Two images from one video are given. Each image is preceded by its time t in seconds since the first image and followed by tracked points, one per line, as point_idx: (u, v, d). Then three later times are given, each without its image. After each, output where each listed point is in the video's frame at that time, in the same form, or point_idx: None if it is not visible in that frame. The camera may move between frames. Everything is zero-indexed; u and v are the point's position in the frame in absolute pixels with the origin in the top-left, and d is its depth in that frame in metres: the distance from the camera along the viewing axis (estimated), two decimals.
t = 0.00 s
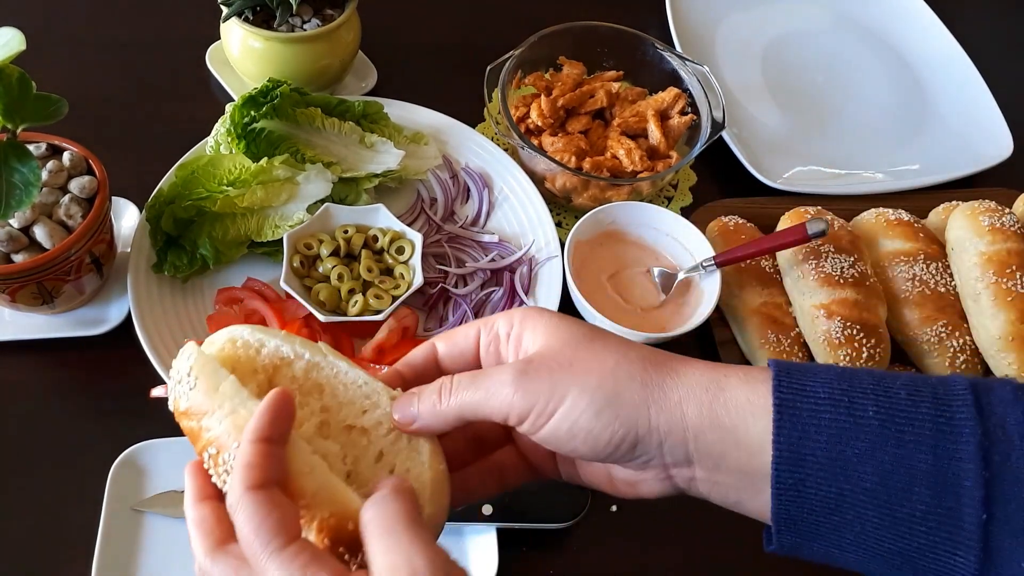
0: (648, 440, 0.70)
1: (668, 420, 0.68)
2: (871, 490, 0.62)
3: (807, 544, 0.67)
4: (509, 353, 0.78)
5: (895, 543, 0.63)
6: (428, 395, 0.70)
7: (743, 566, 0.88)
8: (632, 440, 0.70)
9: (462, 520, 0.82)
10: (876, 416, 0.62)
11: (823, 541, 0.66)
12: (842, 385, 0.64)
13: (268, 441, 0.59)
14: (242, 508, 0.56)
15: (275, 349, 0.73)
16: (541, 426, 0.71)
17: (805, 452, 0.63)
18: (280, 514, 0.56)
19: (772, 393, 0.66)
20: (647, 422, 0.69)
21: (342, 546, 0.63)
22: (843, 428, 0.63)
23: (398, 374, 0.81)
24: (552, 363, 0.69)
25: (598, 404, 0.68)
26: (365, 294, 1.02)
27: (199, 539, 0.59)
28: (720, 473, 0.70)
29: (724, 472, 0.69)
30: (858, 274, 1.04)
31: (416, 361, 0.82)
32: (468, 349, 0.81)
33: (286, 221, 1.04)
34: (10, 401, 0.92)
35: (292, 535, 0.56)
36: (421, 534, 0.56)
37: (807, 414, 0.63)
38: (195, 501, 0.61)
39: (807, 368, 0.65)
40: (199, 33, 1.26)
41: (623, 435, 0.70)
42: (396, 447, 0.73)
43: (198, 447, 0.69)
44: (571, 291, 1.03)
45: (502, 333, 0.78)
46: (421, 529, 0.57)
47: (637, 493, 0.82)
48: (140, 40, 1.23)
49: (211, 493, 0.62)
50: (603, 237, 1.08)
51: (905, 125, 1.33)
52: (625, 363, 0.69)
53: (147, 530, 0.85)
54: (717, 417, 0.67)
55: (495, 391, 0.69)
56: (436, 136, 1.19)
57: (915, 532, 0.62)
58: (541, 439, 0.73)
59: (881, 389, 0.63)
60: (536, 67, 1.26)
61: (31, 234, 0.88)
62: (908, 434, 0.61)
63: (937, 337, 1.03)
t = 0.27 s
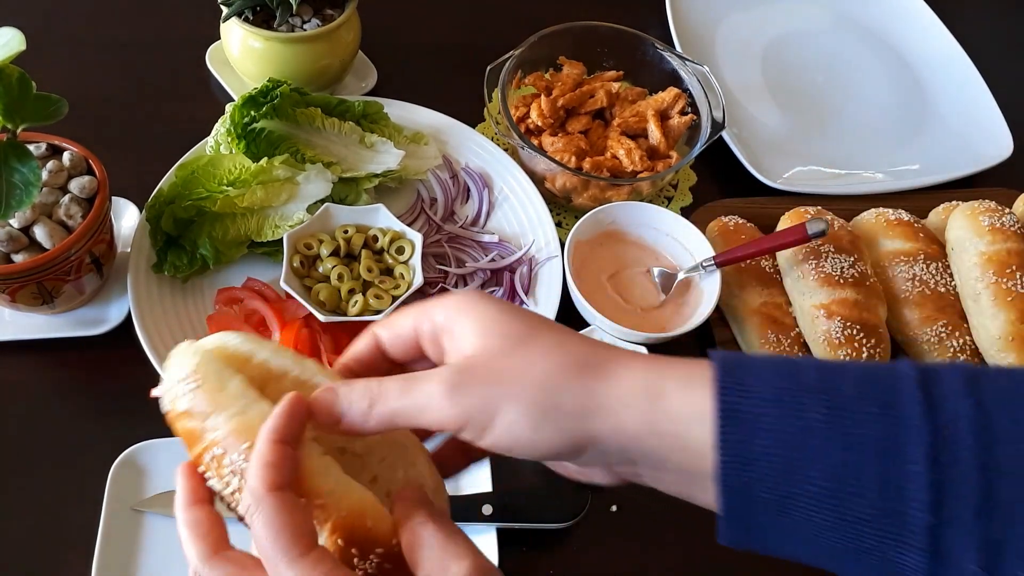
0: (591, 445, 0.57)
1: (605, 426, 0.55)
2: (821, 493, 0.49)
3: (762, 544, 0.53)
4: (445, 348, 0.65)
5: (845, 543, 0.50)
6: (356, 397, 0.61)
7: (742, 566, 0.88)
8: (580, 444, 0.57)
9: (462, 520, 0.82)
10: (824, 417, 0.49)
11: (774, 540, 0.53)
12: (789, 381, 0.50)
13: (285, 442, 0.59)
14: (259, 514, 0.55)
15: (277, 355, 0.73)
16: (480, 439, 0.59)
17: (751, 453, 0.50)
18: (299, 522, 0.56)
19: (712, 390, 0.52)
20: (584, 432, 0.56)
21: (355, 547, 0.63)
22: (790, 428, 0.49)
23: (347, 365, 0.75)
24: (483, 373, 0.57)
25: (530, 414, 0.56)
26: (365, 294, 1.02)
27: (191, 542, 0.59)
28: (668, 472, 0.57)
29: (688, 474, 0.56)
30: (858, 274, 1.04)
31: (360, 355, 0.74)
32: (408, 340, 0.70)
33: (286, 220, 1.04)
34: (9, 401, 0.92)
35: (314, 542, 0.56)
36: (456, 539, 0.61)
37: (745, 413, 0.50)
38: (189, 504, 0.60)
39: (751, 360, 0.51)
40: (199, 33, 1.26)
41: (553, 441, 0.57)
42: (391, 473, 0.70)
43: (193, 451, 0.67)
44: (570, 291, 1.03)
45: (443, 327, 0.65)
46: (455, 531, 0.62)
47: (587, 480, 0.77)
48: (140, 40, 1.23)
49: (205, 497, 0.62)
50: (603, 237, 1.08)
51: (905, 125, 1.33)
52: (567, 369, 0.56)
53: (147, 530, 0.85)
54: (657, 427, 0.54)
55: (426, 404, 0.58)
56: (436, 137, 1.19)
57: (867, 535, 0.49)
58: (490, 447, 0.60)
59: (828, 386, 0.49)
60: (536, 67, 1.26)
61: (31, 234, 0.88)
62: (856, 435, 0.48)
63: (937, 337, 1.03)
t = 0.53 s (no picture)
0: (589, 420, 0.60)
1: (600, 395, 0.57)
2: (821, 466, 0.49)
3: (752, 518, 0.53)
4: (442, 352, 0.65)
5: (844, 520, 0.50)
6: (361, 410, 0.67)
7: (743, 566, 0.88)
8: (579, 422, 0.60)
9: (461, 520, 0.82)
10: (825, 392, 0.49)
11: (768, 515, 0.52)
12: (794, 355, 0.50)
13: (248, 464, 0.60)
14: (230, 539, 0.57)
15: (235, 371, 0.72)
16: (472, 422, 0.63)
17: (749, 427, 0.50)
18: (270, 542, 0.57)
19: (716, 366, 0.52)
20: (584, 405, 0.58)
21: (339, 552, 0.64)
22: (791, 403, 0.49)
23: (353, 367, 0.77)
24: (478, 360, 0.60)
25: (531, 397, 0.58)
26: (365, 294, 1.02)
27: (177, 565, 0.61)
28: (664, 448, 0.58)
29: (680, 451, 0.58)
30: (858, 275, 1.04)
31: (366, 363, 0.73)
32: (407, 348, 0.70)
33: (286, 220, 1.04)
34: (9, 401, 0.92)
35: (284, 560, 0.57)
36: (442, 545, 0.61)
37: (750, 389, 0.50)
38: (172, 527, 0.63)
39: (752, 337, 0.51)
40: (199, 33, 1.26)
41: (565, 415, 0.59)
42: (375, 470, 0.71)
43: (169, 473, 0.67)
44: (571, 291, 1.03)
45: (437, 331, 0.65)
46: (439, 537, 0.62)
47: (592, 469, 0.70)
48: (140, 40, 1.23)
49: (188, 519, 0.64)
50: (603, 237, 1.08)
51: (905, 125, 1.33)
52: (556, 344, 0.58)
53: (148, 530, 0.84)
54: (655, 394, 0.56)
55: (424, 394, 0.64)
56: (436, 137, 1.19)
57: (861, 510, 0.49)
58: (483, 434, 0.64)
59: (833, 362, 0.49)
60: (536, 67, 1.26)
61: (31, 234, 0.88)
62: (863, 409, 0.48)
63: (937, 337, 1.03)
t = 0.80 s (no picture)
0: (613, 410, 0.68)
1: (626, 380, 0.66)
2: (845, 460, 0.58)
3: (776, 517, 0.63)
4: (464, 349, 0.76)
5: (867, 517, 0.58)
6: (398, 417, 0.69)
7: (743, 566, 0.88)
8: (603, 409, 0.68)
9: (462, 519, 0.82)
10: (850, 384, 0.57)
11: (794, 511, 0.62)
12: (816, 349, 0.59)
13: (226, 483, 0.59)
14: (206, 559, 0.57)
15: (227, 374, 0.71)
16: (507, 418, 0.70)
17: (774, 419, 0.59)
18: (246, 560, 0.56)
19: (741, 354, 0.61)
20: (607, 394, 0.66)
21: None
22: (818, 395, 0.58)
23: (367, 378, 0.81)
24: (509, 354, 0.69)
25: (556, 386, 0.67)
26: (365, 294, 1.02)
27: None
28: (685, 438, 0.67)
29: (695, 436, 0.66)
30: (858, 275, 1.04)
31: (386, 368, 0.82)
32: (427, 351, 0.80)
33: (286, 220, 1.04)
34: (9, 401, 0.92)
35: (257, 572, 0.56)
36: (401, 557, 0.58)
37: (778, 379, 0.59)
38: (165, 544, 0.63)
39: (779, 331, 0.60)
40: (199, 33, 1.26)
41: (578, 405, 0.67)
42: (368, 466, 0.73)
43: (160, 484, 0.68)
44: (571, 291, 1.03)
45: (459, 328, 0.76)
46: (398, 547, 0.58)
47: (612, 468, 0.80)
48: (140, 40, 1.23)
49: (180, 534, 0.64)
50: (603, 237, 1.08)
51: (905, 125, 1.33)
52: (581, 335, 0.67)
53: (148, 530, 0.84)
54: (679, 380, 0.64)
55: (456, 395, 0.69)
56: (436, 136, 1.19)
57: (887, 504, 0.57)
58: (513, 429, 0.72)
59: (857, 355, 0.58)
60: (536, 67, 1.26)
61: (31, 234, 0.88)
62: (884, 403, 0.56)
63: (937, 337, 1.03)
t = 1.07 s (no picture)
0: (610, 406, 0.69)
1: (623, 376, 0.66)
2: (842, 457, 0.58)
3: (773, 515, 0.64)
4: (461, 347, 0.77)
5: (863, 515, 0.59)
6: (398, 413, 0.69)
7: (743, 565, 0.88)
8: (600, 404, 0.68)
9: (462, 519, 0.83)
10: (847, 382, 0.58)
11: (791, 510, 0.62)
12: (813, 347, 0.59)
13: (222, 486, 0.59)
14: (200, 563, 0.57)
15: (225, 373, 0.71)
16: (504, 413, 0.71)
17: (771, 417, 0.59)
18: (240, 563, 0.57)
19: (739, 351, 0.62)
20: (605, 388, 0.67)
21: None
22: (815, 393, 0.58)
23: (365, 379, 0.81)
24: (507, 350, 0.69)
25: (554, 381, 0.67)
26: (365, 294, 1.02)
27: None
28: (681, 434, 0.68)
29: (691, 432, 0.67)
30: (857, 275, 1.04)
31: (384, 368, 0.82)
32: (425, 351, 0.80)
33: (286, 220, 1.04)
34: (10, 401, 0.92)
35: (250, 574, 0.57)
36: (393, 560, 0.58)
37: (774, 377, 0.59)
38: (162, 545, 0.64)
39: (776, 328, 0.60)
40: (200, 33, 1.26)
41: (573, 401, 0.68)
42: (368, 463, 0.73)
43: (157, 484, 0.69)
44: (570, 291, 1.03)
45: (457, 327, 0.76)
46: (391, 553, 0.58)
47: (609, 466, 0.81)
48: (140, 40, 1.24)
49: (177, 535, 0.65)
50: (603, 237, 1.08)
51: (904, 125, 1.33)
52: (579, 331, 0.67)
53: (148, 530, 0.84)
54: (675, 376, 0.65)
55: (454, 390, 0.69)
56: (436, 137, 1.19)
57: (883, 504, 0.58)
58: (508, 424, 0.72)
59: (855, 353, 0.58)
60: (536, 67, 1.26)
61: (32, 234, 0.88)
62: (881, 402, 0.57)
63: (936, 337, 1.03)
